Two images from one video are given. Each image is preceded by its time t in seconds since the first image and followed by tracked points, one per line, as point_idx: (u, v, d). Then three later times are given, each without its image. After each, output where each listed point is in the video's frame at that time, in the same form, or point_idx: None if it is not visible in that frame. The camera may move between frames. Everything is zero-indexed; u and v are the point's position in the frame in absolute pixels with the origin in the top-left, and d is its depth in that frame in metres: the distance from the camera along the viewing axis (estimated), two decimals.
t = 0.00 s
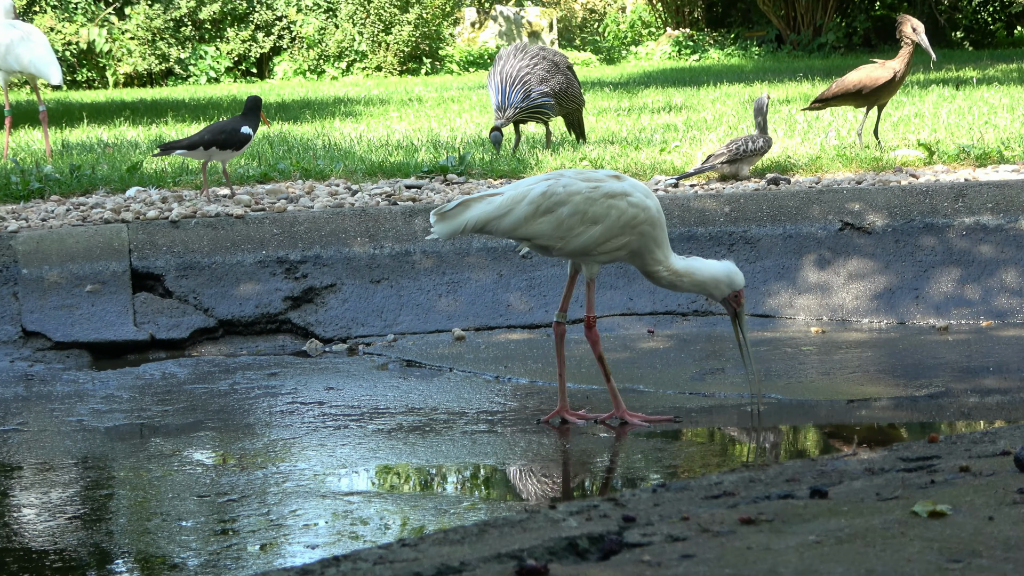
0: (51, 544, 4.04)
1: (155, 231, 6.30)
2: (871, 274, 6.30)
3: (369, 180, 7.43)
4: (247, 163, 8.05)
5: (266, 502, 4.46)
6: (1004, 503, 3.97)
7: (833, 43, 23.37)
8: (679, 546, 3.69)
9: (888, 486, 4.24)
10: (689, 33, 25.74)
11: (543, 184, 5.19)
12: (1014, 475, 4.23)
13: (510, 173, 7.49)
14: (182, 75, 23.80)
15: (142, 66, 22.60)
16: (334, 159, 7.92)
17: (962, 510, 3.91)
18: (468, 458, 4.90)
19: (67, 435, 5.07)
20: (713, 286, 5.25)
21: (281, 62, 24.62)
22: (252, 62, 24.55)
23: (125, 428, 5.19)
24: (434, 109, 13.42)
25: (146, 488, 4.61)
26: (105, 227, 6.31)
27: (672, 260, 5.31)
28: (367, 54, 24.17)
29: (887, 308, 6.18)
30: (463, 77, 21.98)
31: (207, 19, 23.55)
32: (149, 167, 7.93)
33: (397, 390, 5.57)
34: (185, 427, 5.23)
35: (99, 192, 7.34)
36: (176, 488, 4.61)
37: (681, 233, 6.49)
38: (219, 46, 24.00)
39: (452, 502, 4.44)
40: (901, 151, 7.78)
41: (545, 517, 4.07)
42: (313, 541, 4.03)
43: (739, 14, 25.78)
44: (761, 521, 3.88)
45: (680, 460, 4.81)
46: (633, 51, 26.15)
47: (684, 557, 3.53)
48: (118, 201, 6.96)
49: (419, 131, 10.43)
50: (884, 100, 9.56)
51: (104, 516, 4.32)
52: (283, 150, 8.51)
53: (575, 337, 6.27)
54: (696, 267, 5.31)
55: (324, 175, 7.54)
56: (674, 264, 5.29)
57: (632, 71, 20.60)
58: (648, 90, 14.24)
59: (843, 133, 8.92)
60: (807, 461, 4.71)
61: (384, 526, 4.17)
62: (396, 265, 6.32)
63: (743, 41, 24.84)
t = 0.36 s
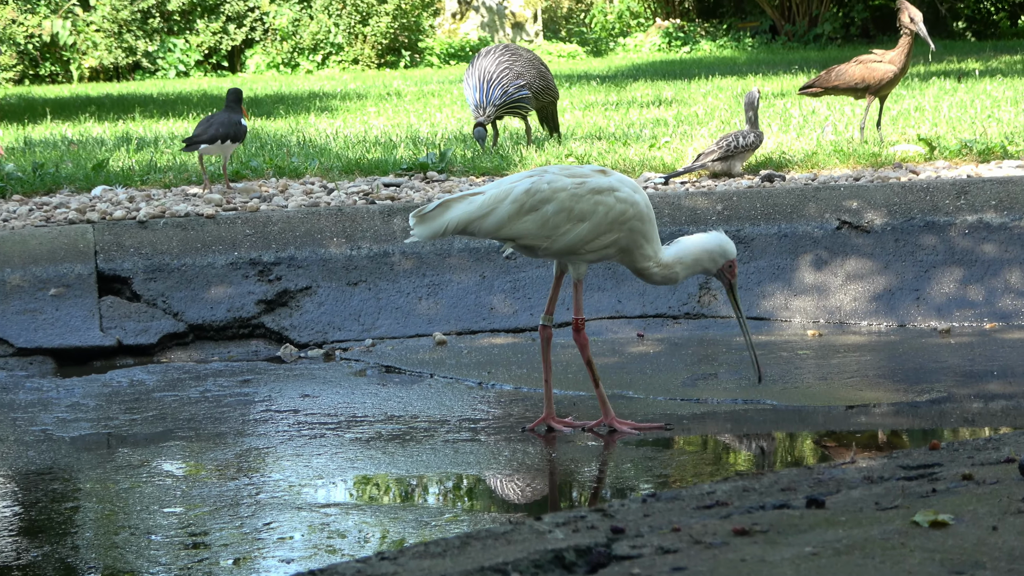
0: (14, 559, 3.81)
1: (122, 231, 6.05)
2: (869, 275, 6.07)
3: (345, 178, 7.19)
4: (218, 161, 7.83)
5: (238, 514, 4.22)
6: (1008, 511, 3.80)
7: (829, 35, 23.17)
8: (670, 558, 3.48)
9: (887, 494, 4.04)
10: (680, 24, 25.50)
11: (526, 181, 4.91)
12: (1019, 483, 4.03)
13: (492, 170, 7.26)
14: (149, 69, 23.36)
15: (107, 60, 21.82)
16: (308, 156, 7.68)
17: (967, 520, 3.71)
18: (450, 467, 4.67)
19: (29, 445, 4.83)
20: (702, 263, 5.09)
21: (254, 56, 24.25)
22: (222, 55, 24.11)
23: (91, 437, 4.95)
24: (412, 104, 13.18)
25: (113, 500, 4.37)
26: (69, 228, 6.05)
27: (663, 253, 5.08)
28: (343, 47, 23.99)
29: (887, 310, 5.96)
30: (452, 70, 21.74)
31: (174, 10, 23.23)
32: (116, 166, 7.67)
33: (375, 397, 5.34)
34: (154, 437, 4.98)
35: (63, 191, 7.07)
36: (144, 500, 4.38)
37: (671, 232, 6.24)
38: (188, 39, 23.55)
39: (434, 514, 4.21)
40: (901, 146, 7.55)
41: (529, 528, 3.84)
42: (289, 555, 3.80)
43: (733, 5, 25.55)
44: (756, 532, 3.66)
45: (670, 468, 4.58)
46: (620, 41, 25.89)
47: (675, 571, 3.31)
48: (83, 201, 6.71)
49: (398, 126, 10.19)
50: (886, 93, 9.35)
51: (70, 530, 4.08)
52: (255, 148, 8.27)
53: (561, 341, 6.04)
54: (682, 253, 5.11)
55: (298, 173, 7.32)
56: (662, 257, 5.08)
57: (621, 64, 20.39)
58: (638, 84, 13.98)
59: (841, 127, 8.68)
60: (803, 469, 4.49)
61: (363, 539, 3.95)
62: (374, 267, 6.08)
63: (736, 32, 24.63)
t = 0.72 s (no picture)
0: None
1: (93, 231, 5.81)
2: (874, 277, 5.84)
3: (327, 176, 6.95)
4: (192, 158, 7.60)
5: (214, 528, 3.99)
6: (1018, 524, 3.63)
7: (831, 26, 22.94)
8: None
9: (892, 507, 3.82)
10: (676, 15, 25.22)
11: (515, 180, 4.68)
12: None
13: (480, 167, 7.02)
14: (122, 62, 22.97)
15: (77, 51, 21.91)
16: (288, 153, 7.44)
17: (977, 533, 3.53)
18: (436, 479, 4.44)
19: None
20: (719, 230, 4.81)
21: (231, 48, 23.85)
22: (198, 47, 23.68)
23: (59, 447, 4.70)
24: (396, 98, 12.93)
25: (82, 512, 4.14)
26: (37, 228, 5.81)
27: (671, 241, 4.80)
28: (324, 39, 23.60)
29: (892, 313, 5.73)
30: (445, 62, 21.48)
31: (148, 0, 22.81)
32: (87, 163, 7.41)
33: (357, 404, 5.10)
34: (126, 447, 4.74)
35: (32, 189, 6.82)
36: (115, 512, 4.14)
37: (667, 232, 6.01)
38: (162, 30, 23.19)
39: (418, 527, 3.98)
40: (907, 142, 7.31)
41: (517, 544, 3.61)
42: (266, 571, 3.57)
43: None
44: (754, 545, 3.49)
45: (666, 479, 4.35)
46: (614, 32, 25.59)
47: None
48: (52, 200, 6.46)
49: (381, 122, 9.95)
50: (890, 88, 9.13)
51: (35, 544, 3.84)
52: (233, 146, 8.05)
53: (552, 345, 5.81)
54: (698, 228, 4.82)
55: (277, 170, 7.09)
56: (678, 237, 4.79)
57: (617, 56, 20.14)
58: (631, 77, 13.73)
59: (844, 122, 8.44)
60: (804, 480, 4.28)
61: (345, 553, 3.72)
62: (356, 268, 5.85)
63: (734, 23, 24.38)
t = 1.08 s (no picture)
0: None
1: (57, 234, 5.58)
2: (872, 282, 5.62)
3: (301, 176, 6.73)
4: (161, 157, 7.39)
5: (183, 543, 3.78)
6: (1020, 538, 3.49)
7: (829, 20, 22.76)
8: None
9: (890, 524, 3.63)
10: (668, 9, 24.97)
11: (506, 178, 4.48)
12: None
13: (461, 167, 6.81)
14: (88, 56, 22.68)
15: (41, 45, 21.38)
16: (261, 152, 7.23)
17: (976, 548, 3.41)
18: (414, 492, 4.23)
19: None
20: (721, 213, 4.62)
21: (202, 43, 23.46)
22: (167, 41, 23.48)
23: (21, 460, 4.47)
24: (375, 94, 12.70)
25: (44, 528, 3.91)
26: None
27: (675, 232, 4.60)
28: (299, 32, 23.33)
29: (892, 320, 5.51)
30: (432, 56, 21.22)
31: None
32: (52, 163, 7.17)
33: (333, 414, 4.89)
34: (91, 459, 4.51)
35: None
36: (79, 527, 3.91)
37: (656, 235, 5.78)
38: (130, 24, 22.92)
39: (397, 542, 3.78)
40: (907, 140, 7.10)
41: (495, 564, 3.40)
42: None
43: None
44: (745, 561, 3.36)
45: (653, 493, 4.14)
46: (603, 26, 25.32)
47: None
48: (14, 201, 6.23)
49: (358, 120, 9.73)
50: (890, 84, 8.91)
51: None
52: (205, 147, 7.85)
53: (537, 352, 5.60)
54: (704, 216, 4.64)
55: (250, 170, 6.90)
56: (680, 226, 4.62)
57: (606, 50, 19.89)
58: (620, 73, 13.50)
59: (841, 121, 8.23)
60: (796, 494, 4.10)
61: (320, 570, 3.51)
62: (332, 272, 5.63)
63: (727, 17, 24.14)
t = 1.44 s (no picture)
0: None
1: (23, 233, 5.46)
2: (868, 281, 5.44)
3: (276, 173, 6.59)
4: (132, 154, 7.22)
5: (155, 552, 3.61)
6: (1021, 544, 3.35)
7: (822, 11, 22.35)
8: None
9: (886, 531, 3.49)
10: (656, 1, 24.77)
11: (503, 173, 4.32)
12: None
13: (442, 163, 6.65)
14: (55, 50, 21.83)
15: (6, 40, 20.62)
16: (234, 148, 7.06)
17: (975, 555, 3.28)
18: (394, 499, 4.06)
19: None
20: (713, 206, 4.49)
21: (174, 34, 22.97)
22: (137, 33, 22.88)
23: None
24: (353, 88, 12.51)
25: (10, 538, 3.74)
26: None
27: (674, 233, 4.46)
28: (274, 24, 22.96)
29: (888, 320, 5.34)
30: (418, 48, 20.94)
31: None
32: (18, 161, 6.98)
33: (310, 419, 4.72)
34: (59, 465, 4.33)
35: None
36: (46, 536, 3.74)
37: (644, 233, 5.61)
38: (98, 15, 22.20)
39: (376, 551, 3.61)
40: (904, 135, 6.94)
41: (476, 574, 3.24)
42: None
43: None
44: (736, 569, 3.22)
45: (641, 499, 3.98)
46: (589, 17, 25.06)
47: None
48: None
49: (335, 115, 9.57)
50: (886, 76, 8.72)
51: None
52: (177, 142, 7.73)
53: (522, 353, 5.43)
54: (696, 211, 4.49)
55: (223, 167, 6.75)
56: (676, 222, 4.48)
57: (593, 42, 19.66)
58: (606, 66, 13.32)
59: (836, 114, 8.06)
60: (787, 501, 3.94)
61: None
62: (309, 272, 5.47)
63: (718, 7, 23.92)
